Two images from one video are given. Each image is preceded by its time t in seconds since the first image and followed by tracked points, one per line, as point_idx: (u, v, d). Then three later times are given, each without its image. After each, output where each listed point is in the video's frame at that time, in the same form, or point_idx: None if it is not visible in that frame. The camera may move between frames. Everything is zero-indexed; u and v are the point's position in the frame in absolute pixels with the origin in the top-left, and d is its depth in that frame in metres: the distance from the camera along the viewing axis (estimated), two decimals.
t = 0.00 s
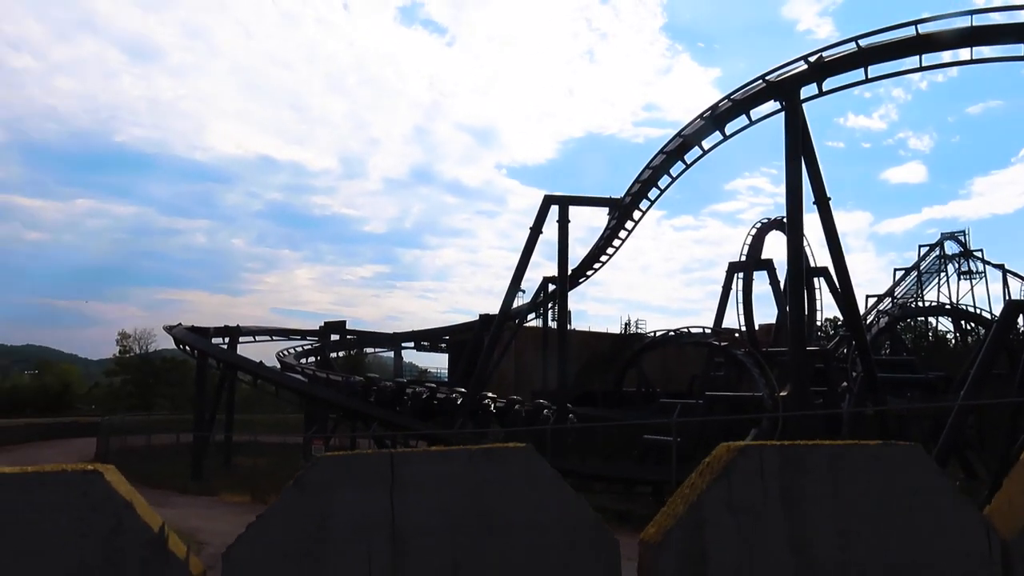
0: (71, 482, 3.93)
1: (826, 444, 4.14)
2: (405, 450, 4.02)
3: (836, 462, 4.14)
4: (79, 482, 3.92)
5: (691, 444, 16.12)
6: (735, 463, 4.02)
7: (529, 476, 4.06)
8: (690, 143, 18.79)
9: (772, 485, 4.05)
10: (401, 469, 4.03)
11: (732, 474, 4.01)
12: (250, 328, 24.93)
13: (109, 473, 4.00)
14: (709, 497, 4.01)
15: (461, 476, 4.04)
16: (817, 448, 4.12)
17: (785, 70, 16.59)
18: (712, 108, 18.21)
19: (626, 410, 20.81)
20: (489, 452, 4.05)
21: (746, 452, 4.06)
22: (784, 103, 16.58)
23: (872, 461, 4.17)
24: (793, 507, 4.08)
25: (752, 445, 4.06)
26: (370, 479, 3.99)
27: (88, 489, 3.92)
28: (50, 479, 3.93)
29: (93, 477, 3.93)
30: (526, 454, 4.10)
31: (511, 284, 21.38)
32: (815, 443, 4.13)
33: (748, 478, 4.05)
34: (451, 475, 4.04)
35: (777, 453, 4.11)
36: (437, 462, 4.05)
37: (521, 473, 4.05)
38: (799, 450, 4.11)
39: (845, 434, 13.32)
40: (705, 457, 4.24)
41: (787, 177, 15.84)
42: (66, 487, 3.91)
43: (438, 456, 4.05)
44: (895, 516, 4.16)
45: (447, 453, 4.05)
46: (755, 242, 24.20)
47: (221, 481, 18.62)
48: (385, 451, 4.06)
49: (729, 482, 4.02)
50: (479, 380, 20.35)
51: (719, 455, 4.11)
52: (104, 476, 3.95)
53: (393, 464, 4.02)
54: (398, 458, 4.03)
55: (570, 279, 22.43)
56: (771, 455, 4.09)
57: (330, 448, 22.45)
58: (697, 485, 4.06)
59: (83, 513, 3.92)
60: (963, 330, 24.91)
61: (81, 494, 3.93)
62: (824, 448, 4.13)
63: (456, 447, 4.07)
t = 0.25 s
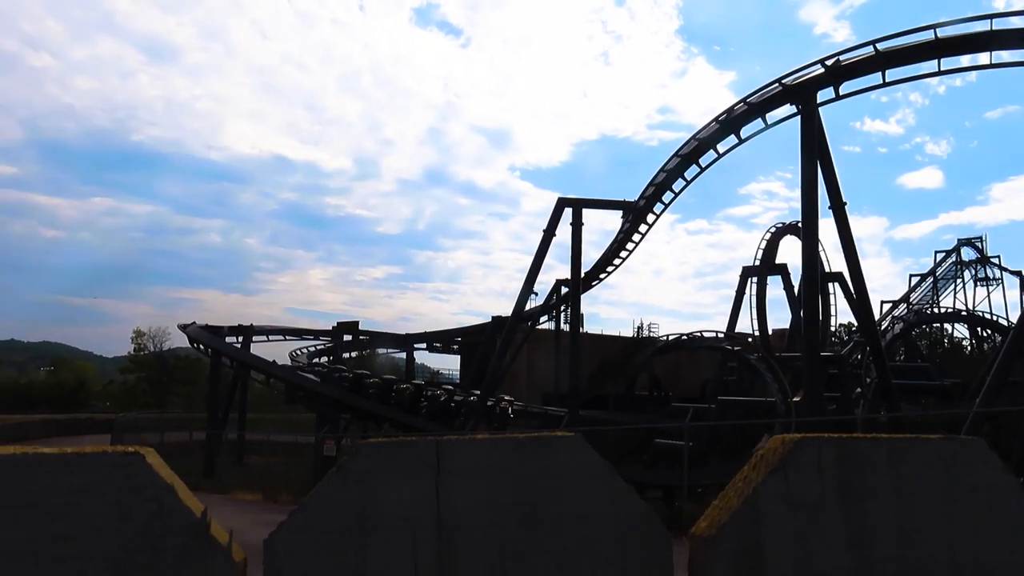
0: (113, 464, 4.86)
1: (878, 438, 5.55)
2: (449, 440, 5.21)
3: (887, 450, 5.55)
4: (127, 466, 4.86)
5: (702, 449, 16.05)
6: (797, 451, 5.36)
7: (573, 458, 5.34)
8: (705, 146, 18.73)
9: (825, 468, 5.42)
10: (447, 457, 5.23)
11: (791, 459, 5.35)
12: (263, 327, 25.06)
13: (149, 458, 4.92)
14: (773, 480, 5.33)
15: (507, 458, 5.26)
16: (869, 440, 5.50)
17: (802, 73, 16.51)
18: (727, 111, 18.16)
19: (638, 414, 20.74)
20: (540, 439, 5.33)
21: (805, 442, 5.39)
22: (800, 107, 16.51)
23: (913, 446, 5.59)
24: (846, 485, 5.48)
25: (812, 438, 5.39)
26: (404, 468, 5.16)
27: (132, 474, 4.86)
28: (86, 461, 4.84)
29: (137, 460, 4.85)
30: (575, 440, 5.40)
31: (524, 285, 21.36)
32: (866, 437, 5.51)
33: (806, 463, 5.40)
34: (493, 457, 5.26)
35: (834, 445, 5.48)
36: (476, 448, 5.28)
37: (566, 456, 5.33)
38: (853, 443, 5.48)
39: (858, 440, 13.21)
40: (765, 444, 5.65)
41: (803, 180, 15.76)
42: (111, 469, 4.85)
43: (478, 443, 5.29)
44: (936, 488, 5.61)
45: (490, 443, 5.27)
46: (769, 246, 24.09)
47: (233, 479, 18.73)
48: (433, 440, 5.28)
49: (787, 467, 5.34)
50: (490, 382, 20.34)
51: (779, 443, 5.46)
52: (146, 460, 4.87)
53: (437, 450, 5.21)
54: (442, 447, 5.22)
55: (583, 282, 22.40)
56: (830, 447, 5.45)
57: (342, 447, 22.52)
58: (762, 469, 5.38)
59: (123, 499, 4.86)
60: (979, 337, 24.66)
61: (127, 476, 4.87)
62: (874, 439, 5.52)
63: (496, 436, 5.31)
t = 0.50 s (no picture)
0: (176, 481, 4.74)
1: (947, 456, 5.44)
2: (508, 458, 4.97)
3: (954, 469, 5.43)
4: (183, 480, 4.74)
5: (722, 464, 15.91)
6: (869, 469, 5.19)
7: (642, 478, 5.01)
8: (723, 159, 18.68)
9: (897, 488, 5.25)
10: (507, 475, 4.98)
11: (862, 478, 5.16)
12: (281, 341, 25.18)
13: (210, 475, 4.79)
14: (844, 500, 5.13)
15: (569, 478, 4.97)
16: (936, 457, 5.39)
17: (821, 86, 16.45)
18: (746, 124, 18.10)
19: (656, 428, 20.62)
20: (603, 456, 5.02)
21: (875, 460, 5.22)
22: (819, 119, 16.44)
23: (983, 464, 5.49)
24: (916, 505, 5.32)
25: (882, 455, 5.23)
26: (466, 486, 4.90)
27: (191, 490, 4.72)
28: (152, 476, 4.73)
29: (197, 476, 4.74)
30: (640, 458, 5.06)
31: (541, 299, 21.34)
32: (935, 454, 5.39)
33: (876, 481, 5.23)
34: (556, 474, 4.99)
35: (901, 463, 5.33)
36: (540, 466, 5.00)
37: (633, 476, 5.01)
38: (920, 460, 5.36)
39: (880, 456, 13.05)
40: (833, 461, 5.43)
41: (822, 194, 15.66)
42: (169, 486, 4.72)
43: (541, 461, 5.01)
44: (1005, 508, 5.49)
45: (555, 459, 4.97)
46: (788, 260, 23.93)
47: (251, 492, 18.82)
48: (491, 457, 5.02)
49: (857, 486, 5.16)
50: (508, 396, 20.30)
51: (846, 461, 5.27)
52: (205, 477, 4.75)
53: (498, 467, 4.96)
54: (503, 465, 4.97)
55: (600, 296, 22.34)
56: (899, 465, 5.30)
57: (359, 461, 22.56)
58: (831, 487, 5.18)
59: (186, 515, 4.71)
60: (1003, 352, 24.33)
61: (187, 494, 4.72)
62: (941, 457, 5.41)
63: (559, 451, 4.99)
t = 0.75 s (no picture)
0: (204, 487, 4.79)
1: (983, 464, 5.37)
2: (537, 465, 4.87)
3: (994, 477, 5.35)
4: (210, 486, 4.78)
5: (730, 476, 15.83)
6: (907, 478, 5.08)
7: (674, 483, 4.95)
8: (732, 171, 18.66)
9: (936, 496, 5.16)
10: (536, 482, 4.89)
11: (900, 486, 5.06)
12: (290, 350, 25.27)
13: (237, 479, 4.83)
14: (883, 509, 5.01)
15: (598, 484, 4.90)
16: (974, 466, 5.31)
17: (830, 98, 16.44)
18: (755, 136, 18.11)
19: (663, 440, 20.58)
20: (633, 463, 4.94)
21: (914, 468, 5.12)
22: (828, 131, 16.42)
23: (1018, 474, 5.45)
24: (954, 517, 5.21)
25: (920, 464, 5.13)
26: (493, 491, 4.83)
27: (218, 495, 4.77)
28: (178, 480, 4.77)
29: (224, 481, 4.79)
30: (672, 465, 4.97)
31: (549, 309, 21.33)
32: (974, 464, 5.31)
33: (915, 490, 5.12)
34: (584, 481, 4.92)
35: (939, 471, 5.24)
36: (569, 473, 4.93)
37: (664, 483, 4.93)
38: (958, 468, 5.27)
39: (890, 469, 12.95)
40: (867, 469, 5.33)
41: (832, 206, 15.64)
42: (197, 492, 4.76)
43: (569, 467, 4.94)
44: None
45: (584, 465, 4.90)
46: (797, 271, 23.85)
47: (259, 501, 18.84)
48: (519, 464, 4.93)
49: (896, 495, 5.04)
50: (516, 407, 20.28)
51: (883, 469, 5.17)
52: (232, 481, 4.79)
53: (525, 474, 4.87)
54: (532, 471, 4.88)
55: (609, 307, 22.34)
56: (936, 472, 5.20)
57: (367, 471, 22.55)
58: (869, 497, 5.07)
59: (214, 521, 4.75)
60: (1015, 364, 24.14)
61: (214, 500, 4.77)
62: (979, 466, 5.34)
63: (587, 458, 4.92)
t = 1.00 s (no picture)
0: (214, 489, 4.74)
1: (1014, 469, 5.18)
2: (554, 467, 4.77)
3: None
4: (220, 488, 4.74)
5: (736, 480, 15.78)
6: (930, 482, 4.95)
7: (692, 486, 4.93)
8: (736, 174, 18.64)
9: (961, 501, 5.02)
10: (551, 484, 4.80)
11: (924, 491, 4.93)
12: (295, 354, 25.29)
13: (248, 482, 4.78)
14: (905, 514, 4.89)
15: (615, 488, 4.86)
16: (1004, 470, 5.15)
17: (834, 101, 16.42)
18: (759, 139, 18.09)
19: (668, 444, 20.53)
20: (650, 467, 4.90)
21: (938, 472, 5.00)
22: (833, 134, 16.40)
23: None
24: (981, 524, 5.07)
25: (943, 468, 5.00)
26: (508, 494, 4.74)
27: (227, 497, 4.72)
28: (189, 482, 4.75)
29: (235, 484, 4.73)
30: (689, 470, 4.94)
31: (553, 313, 21.32)
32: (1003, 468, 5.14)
33: (939, 495, 4.99)
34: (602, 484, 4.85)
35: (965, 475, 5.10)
36: (585, 476, 4.88)
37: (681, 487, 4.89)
38: (985, 472, 5.12)
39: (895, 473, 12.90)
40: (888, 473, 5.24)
41: (837, 209, 15.61)
42: (207, 493, 4.72)
43: (585, 470, 4.89)
44: None
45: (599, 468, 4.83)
46: (802, 274, 23.80)
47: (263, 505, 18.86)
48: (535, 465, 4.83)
49: (918, 500, 4.92)
50: (520, 410, 20.26)
51: (906, 473, 5.06)
52: (243, 483, 4.73)
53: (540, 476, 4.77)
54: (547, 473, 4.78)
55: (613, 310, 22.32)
56: (962, 477, 5.06)
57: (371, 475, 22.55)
58: (892, 502, 4.95)
59: (223, 523, 4.70)
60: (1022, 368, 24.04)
61: (224, 502, 4.72)
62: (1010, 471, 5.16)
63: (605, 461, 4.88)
